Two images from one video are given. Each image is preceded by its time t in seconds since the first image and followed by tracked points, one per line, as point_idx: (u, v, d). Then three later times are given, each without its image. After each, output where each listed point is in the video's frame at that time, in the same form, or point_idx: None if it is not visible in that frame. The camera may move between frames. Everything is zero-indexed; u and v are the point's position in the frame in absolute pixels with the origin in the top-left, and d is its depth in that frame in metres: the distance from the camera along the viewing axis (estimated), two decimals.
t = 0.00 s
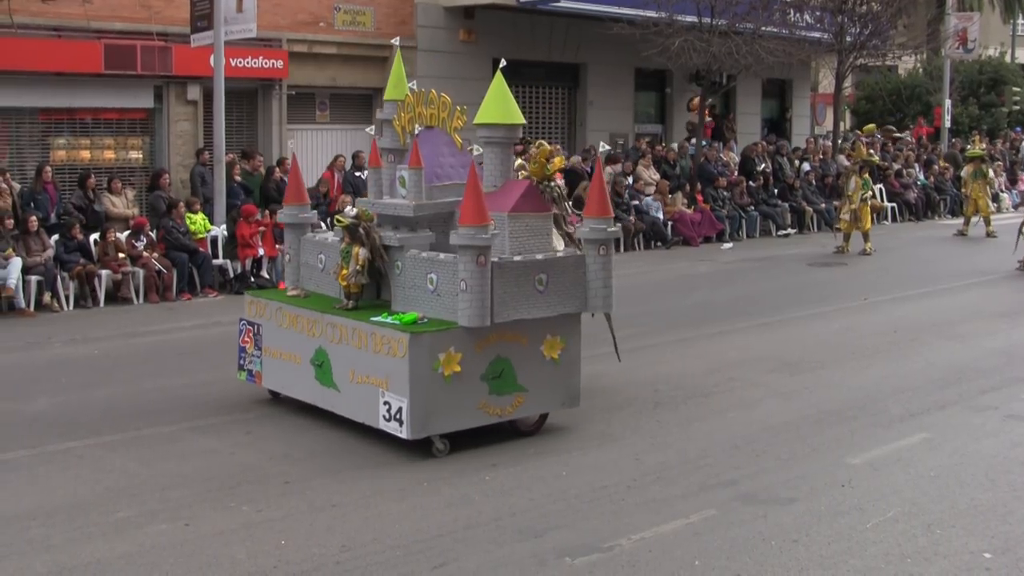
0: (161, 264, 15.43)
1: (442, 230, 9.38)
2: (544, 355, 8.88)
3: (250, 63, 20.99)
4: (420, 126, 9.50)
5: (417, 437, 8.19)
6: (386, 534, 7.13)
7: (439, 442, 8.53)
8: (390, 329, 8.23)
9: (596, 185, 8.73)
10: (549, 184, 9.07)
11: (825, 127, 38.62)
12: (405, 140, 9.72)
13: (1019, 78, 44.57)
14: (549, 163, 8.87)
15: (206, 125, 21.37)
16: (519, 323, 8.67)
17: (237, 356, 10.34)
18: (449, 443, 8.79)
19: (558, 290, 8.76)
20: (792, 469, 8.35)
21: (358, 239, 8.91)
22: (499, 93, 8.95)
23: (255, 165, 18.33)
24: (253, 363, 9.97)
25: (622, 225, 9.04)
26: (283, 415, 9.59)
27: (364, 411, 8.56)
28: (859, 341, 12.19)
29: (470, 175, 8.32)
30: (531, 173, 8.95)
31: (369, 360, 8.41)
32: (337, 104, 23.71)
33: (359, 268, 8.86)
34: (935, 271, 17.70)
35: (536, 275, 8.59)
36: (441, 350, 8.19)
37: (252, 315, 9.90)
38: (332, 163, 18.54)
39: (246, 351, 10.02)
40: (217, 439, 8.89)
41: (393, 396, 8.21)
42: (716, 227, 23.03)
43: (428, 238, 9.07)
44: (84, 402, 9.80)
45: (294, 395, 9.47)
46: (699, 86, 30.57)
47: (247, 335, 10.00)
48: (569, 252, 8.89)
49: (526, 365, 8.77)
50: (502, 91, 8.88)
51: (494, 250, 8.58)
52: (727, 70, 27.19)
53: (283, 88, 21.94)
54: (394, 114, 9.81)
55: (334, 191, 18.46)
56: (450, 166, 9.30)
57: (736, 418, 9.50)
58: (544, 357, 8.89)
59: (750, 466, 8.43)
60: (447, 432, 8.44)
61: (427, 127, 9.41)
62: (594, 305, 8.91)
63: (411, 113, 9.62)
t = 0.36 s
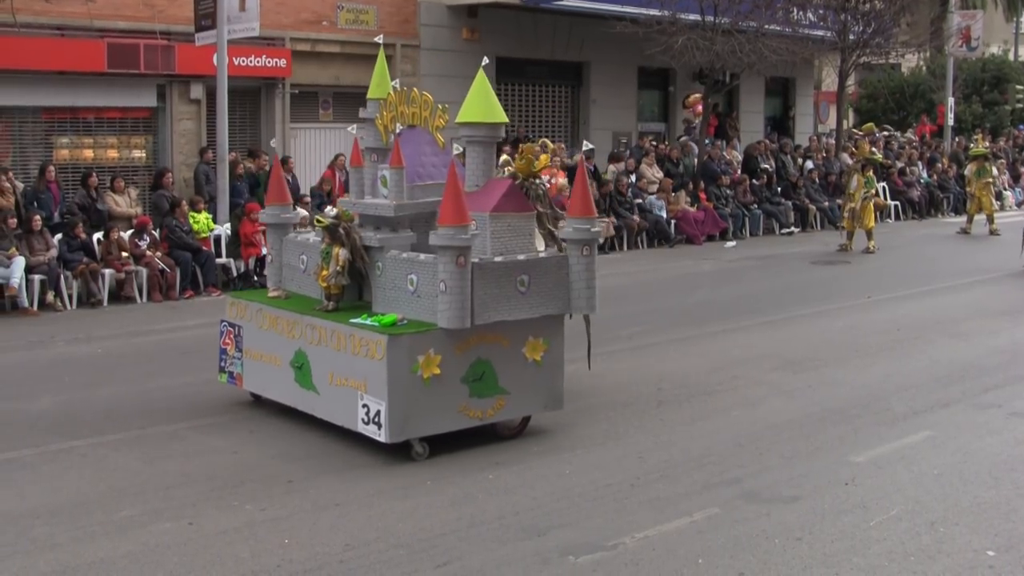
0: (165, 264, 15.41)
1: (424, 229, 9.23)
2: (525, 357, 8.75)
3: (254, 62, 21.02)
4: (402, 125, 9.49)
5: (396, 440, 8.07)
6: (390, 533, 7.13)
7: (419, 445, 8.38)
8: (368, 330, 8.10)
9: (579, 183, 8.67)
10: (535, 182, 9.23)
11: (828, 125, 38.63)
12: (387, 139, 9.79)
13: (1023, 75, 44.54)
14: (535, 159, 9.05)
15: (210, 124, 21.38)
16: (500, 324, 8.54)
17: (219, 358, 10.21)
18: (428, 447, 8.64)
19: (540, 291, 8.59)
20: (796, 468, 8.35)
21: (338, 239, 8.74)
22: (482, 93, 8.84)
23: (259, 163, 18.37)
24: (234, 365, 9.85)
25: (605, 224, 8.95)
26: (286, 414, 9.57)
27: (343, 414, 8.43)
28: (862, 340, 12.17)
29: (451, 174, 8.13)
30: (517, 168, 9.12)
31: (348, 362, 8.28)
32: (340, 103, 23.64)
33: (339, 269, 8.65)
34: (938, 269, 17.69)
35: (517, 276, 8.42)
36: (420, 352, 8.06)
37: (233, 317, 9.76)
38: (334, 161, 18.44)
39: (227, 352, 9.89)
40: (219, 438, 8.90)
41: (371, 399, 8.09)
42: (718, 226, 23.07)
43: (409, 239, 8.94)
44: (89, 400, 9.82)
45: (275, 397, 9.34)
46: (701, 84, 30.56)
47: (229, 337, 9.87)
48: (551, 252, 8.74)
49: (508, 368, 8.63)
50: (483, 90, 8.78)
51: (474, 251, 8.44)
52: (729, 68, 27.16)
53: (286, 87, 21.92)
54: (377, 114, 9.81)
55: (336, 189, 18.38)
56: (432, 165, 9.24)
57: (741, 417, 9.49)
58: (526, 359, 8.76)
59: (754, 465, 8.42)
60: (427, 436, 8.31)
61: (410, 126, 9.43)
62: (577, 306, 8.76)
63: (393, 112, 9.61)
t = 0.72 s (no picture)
0: (165, 264, 15.43)
1: (399, 232, 9.12)
2: (499, 361, 8.59)
3: (255, 62, 21.06)
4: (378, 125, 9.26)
5: (364, 446, 7.92)
6: (390, 533, 7.13)
7: (388, 450, 8.23)
8: (337, 334, 7.96)
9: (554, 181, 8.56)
10: (511, 184, 9.22)
11: (828, 125, 38.67)
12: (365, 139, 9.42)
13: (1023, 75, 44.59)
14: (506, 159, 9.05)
15: (210, 124, 21.41)
16: (473, 327, 8.38)
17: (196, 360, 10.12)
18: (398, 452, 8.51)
19: (514, 293, 8.45)
20: (796, 468, 8.34)
21: (310, 241, 8.66)
22: (456, 92, 8.71)
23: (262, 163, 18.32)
24: (211, 368, 9.74)
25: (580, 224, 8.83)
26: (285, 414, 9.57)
27: (313, 419, 8.30)
28: (863, 339, 12.17)
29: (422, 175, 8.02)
30: (489, 171, 9.12)
31: (317, 366, 8.14)
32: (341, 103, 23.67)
33: (311, 271, 8.57)
34: (939, 269, 17.69)
35: (490, 277, 8.28)
36: (388, 356, 7.93)
37: (210, 319, 9.66)
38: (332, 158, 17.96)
39: (204, 355, 9.79)
40: (220, 438, 8.90)
41: (340, 403, 7.95)
42: (718, 225, 23.11)
43: (382, 240, 8.86)
44: (90, 400, 9.82)
45: (249, 401, 9.22)
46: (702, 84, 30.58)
47: (206, 339, 9.76)
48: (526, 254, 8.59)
49: (481, 372, 8.48)
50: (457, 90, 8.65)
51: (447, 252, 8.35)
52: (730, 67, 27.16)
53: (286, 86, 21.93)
54: (354, 114, 9.43)
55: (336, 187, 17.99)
56: (407, 166, 9.13)
57: (741, 416, 9.49)
58: (500, 362, 8.60)
59: (754, 464, 8.42)
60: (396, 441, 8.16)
61: (385, 127, 9.25)
62: (552, 309, 8.62)
63: (370, 112, 9.31)
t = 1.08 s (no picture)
0: (172, 264, 15.48)
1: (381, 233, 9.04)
2: (479, 363, 8.43)
3: (261, 62, 21.11)
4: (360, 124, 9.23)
5: (339, 450, 7.81)
6: (398, 532, 7.13)
7: (362, 454, 8.18)
8: (311, 336, 7.87)
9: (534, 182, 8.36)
10: (493, 184, 9.41)
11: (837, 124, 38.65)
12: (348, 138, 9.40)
13: None
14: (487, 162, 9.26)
15: (217, 124, 21.50)
16: (451, 329, 8.25)
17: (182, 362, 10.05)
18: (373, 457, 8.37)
19: (493, 295, 8.35)
20: (804, 468, 8.32)
21: (289, 242, 8.59)
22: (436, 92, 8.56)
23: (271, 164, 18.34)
24: (196, 369, 9.68)
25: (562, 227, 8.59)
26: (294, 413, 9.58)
27: (290, 422, 8.20)
28: (870, 339, 12.15)
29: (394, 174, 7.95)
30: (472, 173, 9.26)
31: (293, 368, 8.05)
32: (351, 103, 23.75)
33: (290, 272, 8.56)
34: (948, 268, 17.63)
35: (468, 279, 8.19)
36: (362, 358, 7.82)
37: (195, 320, 9.61)
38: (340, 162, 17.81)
39: (189, 357, 9.73)
40: (228, 437, 8.91)
41: (314, 406, 7.85)
42: (726, 225, 23.07)
43: (362, 242, 8.78)
44: (98, 399, 9.84)
45: (232, 402, 9.16)
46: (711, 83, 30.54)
47: (192, 341, 9.70)
48: (506, 255, 8.49)
49: (460, 375, 8.34)
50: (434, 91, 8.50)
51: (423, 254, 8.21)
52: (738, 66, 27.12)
53: (294, 85, 21.97)
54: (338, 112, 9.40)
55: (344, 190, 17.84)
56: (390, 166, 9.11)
57: (749, 416, 9.47)
58: (480, 365, 8.45)
59: (762, 465, 8.39)
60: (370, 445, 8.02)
61: (368, 126, 9.22)
62: (533, 311, 8.50)
63: (353, 112, 9.27)
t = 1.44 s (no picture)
0: (190, 261, 15.50)
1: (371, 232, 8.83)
2: (469, 365, 8.26)
3: (280, 60, 21.20)
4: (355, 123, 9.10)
5: (323, 452, 7.67)
6: (416, 529, 7.12)
7: (346, 456, 8.08)
8: (296, 336, 7.73)
9: (526, 182, 8.35)
10: (495, 184, 9.53)
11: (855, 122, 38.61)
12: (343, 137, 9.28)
13: None
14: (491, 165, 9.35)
15: (237, 120, 21.56)
16: (440, 330, 8.09)
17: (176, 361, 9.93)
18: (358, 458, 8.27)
19: (484, 296, 8.18)
20: (823, 467, 8.28)
21: (279, 240, 8.49)
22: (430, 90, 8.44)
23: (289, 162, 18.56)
24: (189, 368, 9.57)
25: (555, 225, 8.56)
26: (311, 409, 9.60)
27: (277, 422, 8.07)
28: (889, 337, 12.11)
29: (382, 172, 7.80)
30: (475, 171, 9.38)
31: (279, 368, 7.92)
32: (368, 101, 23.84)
33: (280, 271, 8.44)
34: (966, 267, 17.55)
35: (457, 279, 8.01)
36: (347, 359, 7.66)
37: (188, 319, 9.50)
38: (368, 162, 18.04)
39: (182, 355, 9.63)
40: (248, 433, 8.94)
41: (299, 407, 7.71)
42: (744, 223, 22.97)
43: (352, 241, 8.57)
44: (116, 395, 9.87)
45: (222, 402, 9.05)
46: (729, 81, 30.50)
47: (186, 340, 9.61)
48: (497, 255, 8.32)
49: (449, 376, 8.17)
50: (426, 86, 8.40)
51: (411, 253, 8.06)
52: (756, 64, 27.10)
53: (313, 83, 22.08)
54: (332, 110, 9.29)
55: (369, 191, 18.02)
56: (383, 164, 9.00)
57: (767, 415, 9.45)
58: (470, 367, 8.27)
59: (779, 463, 8.37)
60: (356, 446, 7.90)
61: (362, 124, 9.06)
62: (525, 312, 8.32)
63: (347, 109, 9.13)
